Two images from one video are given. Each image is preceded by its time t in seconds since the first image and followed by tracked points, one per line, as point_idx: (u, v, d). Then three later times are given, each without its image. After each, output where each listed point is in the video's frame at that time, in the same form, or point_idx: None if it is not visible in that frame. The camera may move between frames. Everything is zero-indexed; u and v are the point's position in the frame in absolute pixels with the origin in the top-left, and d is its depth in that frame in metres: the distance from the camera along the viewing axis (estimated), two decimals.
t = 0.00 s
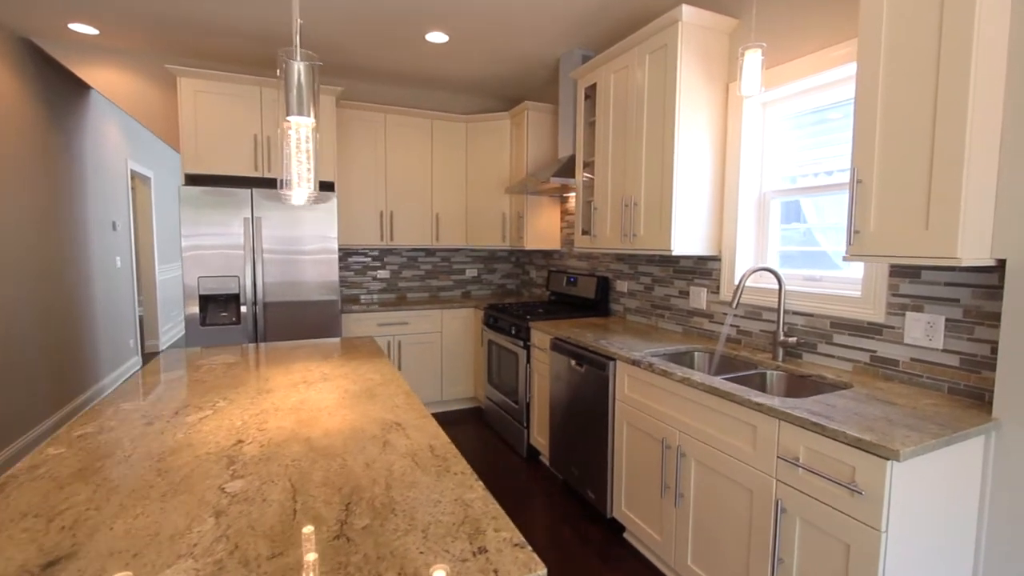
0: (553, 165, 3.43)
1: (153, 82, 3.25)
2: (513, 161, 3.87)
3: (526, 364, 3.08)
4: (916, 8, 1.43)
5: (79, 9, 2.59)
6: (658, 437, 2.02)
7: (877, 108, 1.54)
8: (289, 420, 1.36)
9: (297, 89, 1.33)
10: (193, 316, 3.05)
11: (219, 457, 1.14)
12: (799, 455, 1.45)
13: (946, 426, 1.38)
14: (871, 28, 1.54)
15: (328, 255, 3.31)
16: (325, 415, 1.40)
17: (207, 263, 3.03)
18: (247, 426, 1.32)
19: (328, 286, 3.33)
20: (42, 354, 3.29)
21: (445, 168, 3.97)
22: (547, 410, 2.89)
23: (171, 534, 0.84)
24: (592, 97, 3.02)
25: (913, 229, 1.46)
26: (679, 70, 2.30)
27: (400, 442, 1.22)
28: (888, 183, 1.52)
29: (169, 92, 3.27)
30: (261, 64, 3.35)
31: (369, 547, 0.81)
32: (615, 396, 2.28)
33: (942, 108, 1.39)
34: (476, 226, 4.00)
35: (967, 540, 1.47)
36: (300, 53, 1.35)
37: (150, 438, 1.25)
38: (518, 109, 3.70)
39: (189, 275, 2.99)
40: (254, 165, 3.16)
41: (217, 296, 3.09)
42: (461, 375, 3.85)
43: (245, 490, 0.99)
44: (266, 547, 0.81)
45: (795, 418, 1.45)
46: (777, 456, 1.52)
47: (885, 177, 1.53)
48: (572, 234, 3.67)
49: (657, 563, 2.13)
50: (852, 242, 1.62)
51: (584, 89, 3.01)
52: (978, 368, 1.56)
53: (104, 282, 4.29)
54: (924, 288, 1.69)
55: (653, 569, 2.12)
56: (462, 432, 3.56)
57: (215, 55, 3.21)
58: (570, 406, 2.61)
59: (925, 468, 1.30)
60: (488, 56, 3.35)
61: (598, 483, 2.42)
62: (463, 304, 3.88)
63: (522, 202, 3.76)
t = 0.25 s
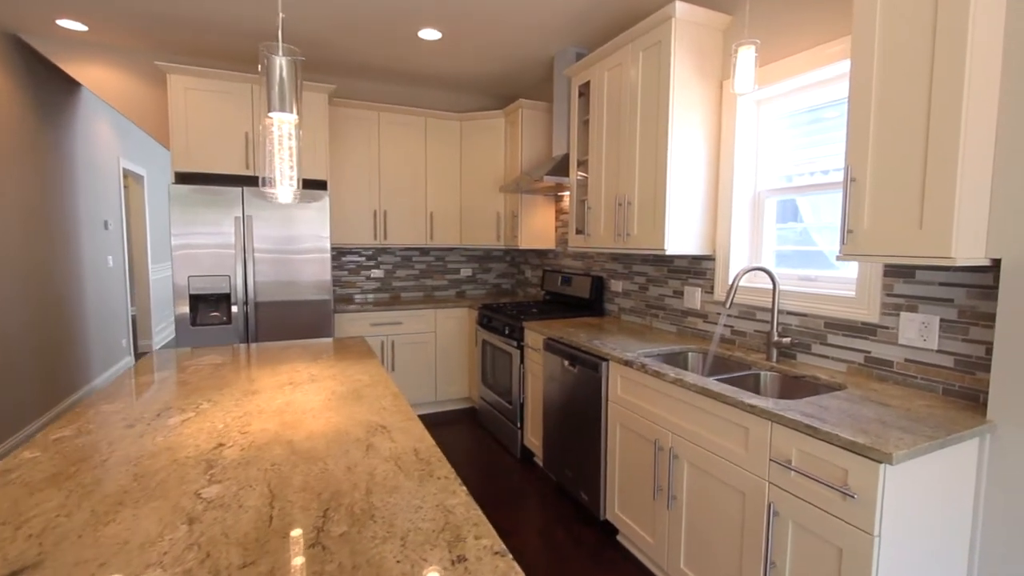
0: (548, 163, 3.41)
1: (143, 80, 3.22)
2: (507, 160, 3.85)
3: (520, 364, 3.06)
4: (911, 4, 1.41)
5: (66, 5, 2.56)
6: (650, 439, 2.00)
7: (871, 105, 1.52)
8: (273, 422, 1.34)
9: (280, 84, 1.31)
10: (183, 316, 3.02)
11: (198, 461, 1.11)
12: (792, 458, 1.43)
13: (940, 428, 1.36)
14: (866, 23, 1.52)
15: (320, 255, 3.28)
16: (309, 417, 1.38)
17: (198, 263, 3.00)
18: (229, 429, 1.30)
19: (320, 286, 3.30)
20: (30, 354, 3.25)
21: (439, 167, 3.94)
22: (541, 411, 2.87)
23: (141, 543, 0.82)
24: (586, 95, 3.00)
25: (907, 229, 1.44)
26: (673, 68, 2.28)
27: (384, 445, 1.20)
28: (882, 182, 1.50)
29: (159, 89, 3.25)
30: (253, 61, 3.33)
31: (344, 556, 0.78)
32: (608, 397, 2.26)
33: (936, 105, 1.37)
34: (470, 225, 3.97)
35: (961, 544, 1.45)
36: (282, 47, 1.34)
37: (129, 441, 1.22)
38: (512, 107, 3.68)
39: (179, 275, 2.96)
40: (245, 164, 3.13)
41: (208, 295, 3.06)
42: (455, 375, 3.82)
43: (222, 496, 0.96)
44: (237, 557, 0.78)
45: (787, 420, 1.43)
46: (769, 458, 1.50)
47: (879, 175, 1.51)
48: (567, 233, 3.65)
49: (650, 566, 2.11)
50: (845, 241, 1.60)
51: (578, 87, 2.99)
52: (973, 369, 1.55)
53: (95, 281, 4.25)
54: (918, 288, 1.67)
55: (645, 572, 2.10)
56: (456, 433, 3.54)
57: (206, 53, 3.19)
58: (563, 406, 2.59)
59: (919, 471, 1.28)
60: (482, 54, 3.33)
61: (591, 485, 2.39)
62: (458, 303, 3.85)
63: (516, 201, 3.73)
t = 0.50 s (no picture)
0: (541, 163, 3.38)
1: (130, 78, 3.17)
2: (500, 159, 3.82)
3: (512, 366, 3.03)
4: (906, 0, 1.39)
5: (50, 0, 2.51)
6: (643, 442, 1.98)
7: (865, 104, 1.50)
8: (254, 427, 1.30)
9: (261, 80, 1.28)
10: (170, 317, 2.98)
11: (174, 468, 1.08)
12: (786, 462, 1.41)
13: (936, 431, 1.34)
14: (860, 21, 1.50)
15: (309, 255, 3.24)
16: (292, 422, 1.34)
17: (185, 263, 2.95)
18: (209, 434, 1.26)
19: (310, 287, 3.25)
20: (13, 356, 3.18)
21: (432, 167, 3.91)
22: (533, 413, 2.84)
23: (109, 555, 0.78)
24: (579, 94, 2.97)
25: (902, 229, 1.42)
26: (666, 66, 2.25)
27: (369, 451, 1.17)
28: (876, 182, 1.48)
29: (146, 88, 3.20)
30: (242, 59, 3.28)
31: (321, 568, 0.75)
32: (600, 399, 2.24)
33: (931, 103, 1.35)
34: (463, 225, 3.94)
35: (957, 548, 1.43)
36: (264, 41, 1.31)
37: (104, 448, 1.18)
38: (506, 107, 3.65)
39: (166, 275, 2.92)
40: (234, 163, 3.08)
41: (195, 296, 3.02)
42: (448, 376, 3.79)
43: (196, 505, 0.93)
44: (207, 571, 0.75)
45: (781, 423, 1.40)
46: (763, 462, 1.47)
47: (873, 175, 1.49)
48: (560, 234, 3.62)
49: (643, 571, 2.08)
50: (839, 241, 1.58)
51: (571, 86, 2.96)
52: (968, 371, 1.53)
53: (82, 282, 4.18)
54: (913, 289, 1.65)
55: None
56: (448, 435, 3.50)
57: (194, 50, 3.14)
58: (556, 409, 2.56)
59: (914, 475, 1.26)
60: (475, 52, 3.29)
61: (583, 488, 2.36)
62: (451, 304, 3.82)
63: (510, 201, 3.70)
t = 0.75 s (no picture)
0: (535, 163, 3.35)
1: (115, 75, 3.12)
2: (494, 159, 3.79)
3: (505, 368, 2.99)
4: None
5: None
6: (637, 446, 1.95)
7: (862, 103, 1.47)
8: (237, 434, 1.26)
9: (242, 75, 1.26)
10: (156, 319, 2.92)
11: (150, 477, 1.03)
12: (782, 466, 1.38)
13: (934, 434, 1.32)
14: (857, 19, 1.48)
15: (299, 256, 3.19)
16: (276, 428, 1.30)
17: (172, 264, 2.90)
18: (189, 441, 1.21)
19: (300, 288, 3.21)
20: None
21: (424, 167, 3.87)
22: (527, 416, 2.81)
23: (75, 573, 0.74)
24: (572, 94, 2.94)
25: (899, 230, 1.40)
26: (660, 66, 2.23)
27: (354, 458, 1.13)
28: (873, 182, 1.46)
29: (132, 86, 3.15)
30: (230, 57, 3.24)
31: None
32: (594, 402, 2.21)
33: (929, 103, 1.33)
34: (456, 226, 3.90)
35: (955, 553, 1.41)
36: (246, 36, 1.28)
37: (78, 456, 1.13)
38: (499, 106, 3.62)
39: (152, 277, 2.86)
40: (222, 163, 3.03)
41: (182, 298, 2.96)
42: (440, 378, 3.75)
43: (171, 517, 0.89)
44: None
45: (777, 428, 1.38)
46: (759, 466, 1.45)
47: (870, 175, 1.46)
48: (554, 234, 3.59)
49: None
50: (836, 242, 1.56)
51: (564, 85, 2.94)
52: (965, 373, 1.51)
53: (68, 283, 4.11)
54: (910, 291, 1.64)
55: None
56: (441, 438, 3.46)
57: (181, 48, 3.09)
58: (550, 411, 2.53)
59: (913, 480, 1.23)
60: (467, 51, 3.26)
61: (577, 492, 2.33)
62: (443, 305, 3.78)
63: (503, 201, 3.67)
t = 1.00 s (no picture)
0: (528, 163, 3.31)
1: (100, 73, 3.05)
2: (487, 159, 3.74)
3: (499, 370, 2.95)
4: None
5: None
6: (634, 450, 1.91)
7: (862, 101, 1.44)
8: (218, 443, 1.21)
9: (224, 70, 1.21)
10: (142, 322, 2.85)
11: (125, 491, 0.98)
12: (782, 472, 1.35)
13: (937, 439, 1.29)
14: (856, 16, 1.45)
15: (289, 257, 3.14)
16: (261, 437, 1.25)
17: (158, 266, 2.83)
18: (168, 452, 1.16)
19: (290, 290, 3.15)
20: None
21: (417, 166, 3.82)
22: (521, 419, 2.77)
23: None
24: (566, 92, 2.91)
25: (901, 230, 1.37)
26: (655, 64, 2.19)
27: (341, 469, 1.08)
28: (874, 181, 1.43)
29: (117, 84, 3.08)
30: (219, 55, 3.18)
31: None
32: (589, 405, 2.17)
33: (931, 101, 1.30)
34: (449, 226, 3.86)
35: (958, 559, 1.38)
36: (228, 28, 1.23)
37: (50, 468, 1.08)
38: (492, 105, 3.57)
39: (138, 279, 2.79)
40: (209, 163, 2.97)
41: (168, 300, 2.89)
42: (433, 381, 3.70)
43: (144, 535, 0.84)
44: None
45: (777, 433, 1.34)
46: (758, 472, 1.42)
47: (870, 174, 1.43)
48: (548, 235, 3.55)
49: None
50: (835, 243, 1.53)
51: (558, 84, 2.90)
52: (966, 375, 1.48)
53: (53, 285, 4.02)
54: (909, 292, 1.61)
55: None
56: (434, 441, 3.41)
57: (168, 45, 3.03)
58: (544, 414, 2.49)
59: (916, 486, 1.20)
60: (459, 50, 3.22)
61: (572, 497, 2.29)
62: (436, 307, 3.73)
63: (496, 201, 3.62)
